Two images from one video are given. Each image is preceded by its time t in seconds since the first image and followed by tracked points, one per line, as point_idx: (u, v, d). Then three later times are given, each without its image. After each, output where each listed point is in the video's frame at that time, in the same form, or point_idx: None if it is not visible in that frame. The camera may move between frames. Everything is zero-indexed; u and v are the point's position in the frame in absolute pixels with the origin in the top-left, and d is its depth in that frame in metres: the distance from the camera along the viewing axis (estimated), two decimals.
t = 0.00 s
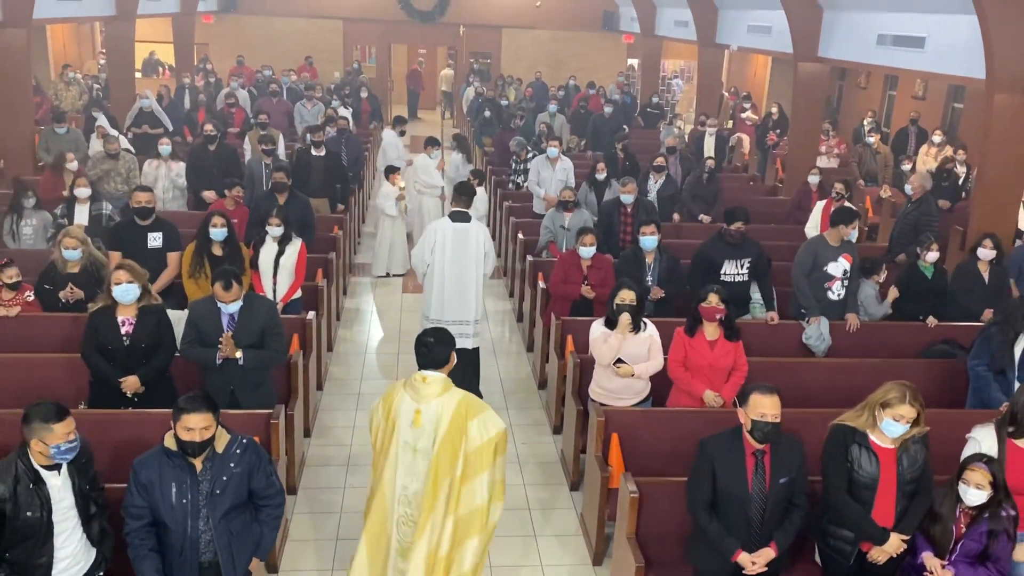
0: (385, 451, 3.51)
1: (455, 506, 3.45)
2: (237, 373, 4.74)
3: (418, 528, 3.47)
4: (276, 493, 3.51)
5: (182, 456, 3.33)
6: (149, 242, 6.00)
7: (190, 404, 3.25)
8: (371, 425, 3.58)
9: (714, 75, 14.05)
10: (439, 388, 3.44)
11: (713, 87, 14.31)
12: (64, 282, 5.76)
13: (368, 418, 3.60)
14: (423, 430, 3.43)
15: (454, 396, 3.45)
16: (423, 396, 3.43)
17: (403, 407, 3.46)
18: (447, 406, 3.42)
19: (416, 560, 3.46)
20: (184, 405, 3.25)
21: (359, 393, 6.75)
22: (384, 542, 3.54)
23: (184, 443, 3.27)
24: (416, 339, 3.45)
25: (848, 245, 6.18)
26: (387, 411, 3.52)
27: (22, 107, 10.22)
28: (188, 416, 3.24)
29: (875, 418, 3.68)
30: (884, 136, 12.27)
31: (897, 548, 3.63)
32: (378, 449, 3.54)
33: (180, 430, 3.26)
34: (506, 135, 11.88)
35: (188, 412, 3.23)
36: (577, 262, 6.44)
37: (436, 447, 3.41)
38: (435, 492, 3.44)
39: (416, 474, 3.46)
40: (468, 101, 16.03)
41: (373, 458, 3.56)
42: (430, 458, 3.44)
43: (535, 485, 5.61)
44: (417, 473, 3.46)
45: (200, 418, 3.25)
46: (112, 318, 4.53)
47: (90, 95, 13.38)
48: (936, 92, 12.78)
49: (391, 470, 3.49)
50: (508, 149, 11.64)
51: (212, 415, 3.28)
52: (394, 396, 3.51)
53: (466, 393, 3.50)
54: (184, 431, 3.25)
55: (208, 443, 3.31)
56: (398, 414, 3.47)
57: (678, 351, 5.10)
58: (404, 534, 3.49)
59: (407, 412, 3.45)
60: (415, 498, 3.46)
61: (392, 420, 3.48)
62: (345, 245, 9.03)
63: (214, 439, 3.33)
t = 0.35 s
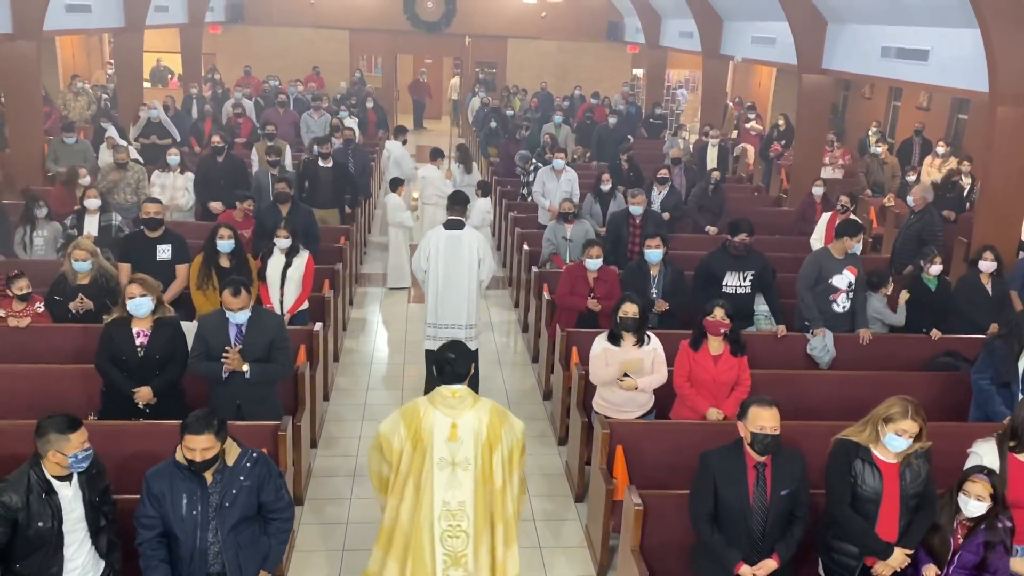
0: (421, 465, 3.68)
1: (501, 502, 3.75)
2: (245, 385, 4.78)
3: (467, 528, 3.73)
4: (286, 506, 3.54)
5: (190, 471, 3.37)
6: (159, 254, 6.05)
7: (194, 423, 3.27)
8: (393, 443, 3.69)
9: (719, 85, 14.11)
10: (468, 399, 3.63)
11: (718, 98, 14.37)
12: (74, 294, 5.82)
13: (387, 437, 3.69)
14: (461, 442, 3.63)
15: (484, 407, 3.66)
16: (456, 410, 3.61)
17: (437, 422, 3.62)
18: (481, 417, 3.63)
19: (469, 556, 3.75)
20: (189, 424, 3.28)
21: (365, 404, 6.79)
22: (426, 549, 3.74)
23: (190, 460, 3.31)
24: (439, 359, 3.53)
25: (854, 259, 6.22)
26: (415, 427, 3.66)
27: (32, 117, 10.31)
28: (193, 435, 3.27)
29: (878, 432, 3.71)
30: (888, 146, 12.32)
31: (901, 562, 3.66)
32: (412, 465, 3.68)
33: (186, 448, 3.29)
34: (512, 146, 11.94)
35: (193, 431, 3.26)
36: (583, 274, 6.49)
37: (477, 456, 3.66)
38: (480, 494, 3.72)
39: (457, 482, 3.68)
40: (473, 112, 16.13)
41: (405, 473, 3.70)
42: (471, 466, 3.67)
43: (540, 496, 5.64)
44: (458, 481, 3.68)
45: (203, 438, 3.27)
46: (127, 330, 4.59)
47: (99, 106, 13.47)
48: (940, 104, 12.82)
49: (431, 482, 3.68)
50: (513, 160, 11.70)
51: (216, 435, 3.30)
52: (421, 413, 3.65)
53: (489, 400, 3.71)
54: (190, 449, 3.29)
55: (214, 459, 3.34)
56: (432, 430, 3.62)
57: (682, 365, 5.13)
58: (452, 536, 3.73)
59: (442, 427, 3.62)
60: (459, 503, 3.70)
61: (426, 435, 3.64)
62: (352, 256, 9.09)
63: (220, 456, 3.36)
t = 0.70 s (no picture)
0: (453, 475, 3.70)
1: (535, 508, 3.77)
2: (257, 392, 4.81)
3: (499, 536, 3.75)
4: (297, 514, 3.56)
5: (201, 480, 3.40)
6: (170, 261, 6.09)
7: (204, 432, 3.30)
8: (423, 454, 3.69)
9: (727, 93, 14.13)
10: (499, 408, 3.68)
11: (726, 105, 14.37)
12: (86, 301, 5.86)
13: (417, 449, 3.70)
14: (493, 450, 3.67)
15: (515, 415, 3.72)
16: (489, 419, 3.65)
17: (469, 432, 3.65)
18: (512, 425, 3.68)
19: (501, 563, 3.77)
20: (200, 432, 3.32)
21: (374, 411, 6.82)
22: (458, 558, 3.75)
23: (202, 469, 3.34)
24: (471, 369, 3.57)
25: (866, 270, 6.22)
26: (446, 438, 3.68)
27: (44, 124, 10.39)
28: (203, 444, 3.30)
29: (888, 441, 3.73)
30: (896, 154, 12.31)
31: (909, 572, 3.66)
32: (443, 476, 3.70)
33: (197, 456, 3.33)
34: (520, 154, 11.97)
35: (203, 439, 3.29)
36: (593, 282, 6.50)
37: (509, 464, 3.69)
38: (512, 501, 3.75)
39: (489, 490, 3.71)
40: (481, 119, 16.17)
41: (436, 485, 3.70)
42: (502, 474, 3.70)
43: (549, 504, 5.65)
44: (490, 490, 3.71)
45: (212, 446, 3.30)
46: (140, 339, 4.63)
47: (110, 113, 13.55)
48: (949, 112, 12.82)
49: (463, 491, 3.70)
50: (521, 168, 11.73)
51: (224, 444, 3.33)
52: (453, 423, 3.68)
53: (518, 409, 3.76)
54: (201, 458, 3.32)
55: (225, 467, 3.37)
56: (465, 440, 3.66)
57: (687, 373, 5.16)
58: (483, 544, 3.75)
59: (474, 437, 3.65)
60: (491, 511, 3.72)
61: (458, 445, 3.66)
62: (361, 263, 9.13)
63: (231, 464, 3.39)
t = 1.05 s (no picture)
0: (476, 475, 3.70)
1: (557, 505, 3.78)
2: (272, 394, 4.81)
3: (522, 536, 3.76)
4: (314, 516, 3.56)
5: (220, 479, 3.42)
6: (185, 263, 6.12)
7: (224, 430, 3.33)
8: (447, 455, 3.68)
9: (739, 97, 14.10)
10: (521, 408, 3.69)
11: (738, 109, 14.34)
12: (102, 302, 5.89)
13: (441, 450, 3.67)
14: (516, 449, 3.68)
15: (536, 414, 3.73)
16: (511, 419, 3.66)
17: (493, 432, 3.66)
18: (534, 424, 3.70)
19: (524, 564, 3.77)
20: (219, 431, 3.34)
21: (386, 413, 6.83)
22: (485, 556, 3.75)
23: (221, 468, 3.36)
24: (493, 370, 3.56)
25: (887, 276, 6.18)
26: (469, 438, 3.68)
27: (59, 127, 10.45)
28: (223, 442, 3.32)
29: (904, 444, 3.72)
30: (909, 159, 12.26)
31: None
32: (466, 476, 3.70)
33: (216, 455, 3.34)
34: (532, 157, 11.97)
35: (223, 437, 3.31)
36: (605, 286, 6.49)
37: (532, 463, 3.70)
38: (535, 501, 3.75)
39: (512, 489, 3.71)
40: (493, 123, 16.18)
41: (461, 485, 3.69)
42: (525, 473, 3.71)
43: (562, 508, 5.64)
44: (513, 489, 3.72)
45: (233, 444, 3.32)
46: (156, 341, 4.63)
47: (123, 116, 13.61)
48: (962, 117, 12.78)
49: (487, 490, 3.71)
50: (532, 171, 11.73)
51: (245, 442, 3.35)
52: (475, 423, 3.68)
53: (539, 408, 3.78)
54: (220, 456, 3.34)
55: (244, 466, 3.38)
56: (488, 439, 3.67)
57: (699, 376, 5.14)
58: (507, 543, 3.75)
59: (498, 436, 3.66)
60: (514, 511, 3.73)
61: (482, 445, 3.67)
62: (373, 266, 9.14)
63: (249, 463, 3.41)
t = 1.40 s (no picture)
0: (491, 464, 3.68)
1: (566, 493, 3.77)
2: (291, 391, 4.81)
3: (536, 525, 3.72)
4: (334, 513, 3.56)
5: (242, 475, 3.42)
6: (203, 261, 6.14)
7: (249, 424, 3.34)
8: (461, 445, 3.68)
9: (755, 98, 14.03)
10: (530, 396, 3.70)
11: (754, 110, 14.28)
12: (120, 300, 5.91)
13: (454, 440, 3.69)
14: (526, 437, 3.68)
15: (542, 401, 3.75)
16: (520, 406, 3.67)
17: (504, 420, 3.66)
18: (543, 412, 3.71)
19: (539, 555, 3.74)
20: (243, 426, 3.35)
21: (402, 411, 6.83)
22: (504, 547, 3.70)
23: (244, 463, 3.36)
24: (500, 357, 3.59)
25: (911, 279, 6.12)
26: (482, 427, 3.67)
27: (76, 126, 10.49)
28: (247, 436, 3.33)
29: (926, 443, 3.68)
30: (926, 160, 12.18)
31: None
32: (482, 466, 3.68)
33: (240, 450, 3.35)
34: (546, 157, 11.95)
35: (247, 432, 3.33)
36: (620, 286, 6.47)
37: (542, 450, 3.70)
38: (547, 489, 3.74)
39: (525, 477, 3.70)
40: (507, 123, 16.17)
41: (477, 475, 3.68)
42: (536, 461, 3.70)
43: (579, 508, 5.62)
44: (526, 477, 3.70)
45: (258, 438, 3.34)
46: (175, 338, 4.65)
47: (140, 114, 13.66)
48: (980, 118, 12.70)
49: (501, 479, 3.69)
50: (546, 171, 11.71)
51: (270, 436, 3.37)
52: (486, 413, 3.68)
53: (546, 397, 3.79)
54: (243, 451, 3.34)
55: (267, 462, 3.39)
56: (499, 428, 3.66)
57: (716, 375, 5.11)
58: (522, 534, 3.72)
59: (508, 424, 3.66)
60: (528, 500, 3.71)
61: (493, 434, 3.66)
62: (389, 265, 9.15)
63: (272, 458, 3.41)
